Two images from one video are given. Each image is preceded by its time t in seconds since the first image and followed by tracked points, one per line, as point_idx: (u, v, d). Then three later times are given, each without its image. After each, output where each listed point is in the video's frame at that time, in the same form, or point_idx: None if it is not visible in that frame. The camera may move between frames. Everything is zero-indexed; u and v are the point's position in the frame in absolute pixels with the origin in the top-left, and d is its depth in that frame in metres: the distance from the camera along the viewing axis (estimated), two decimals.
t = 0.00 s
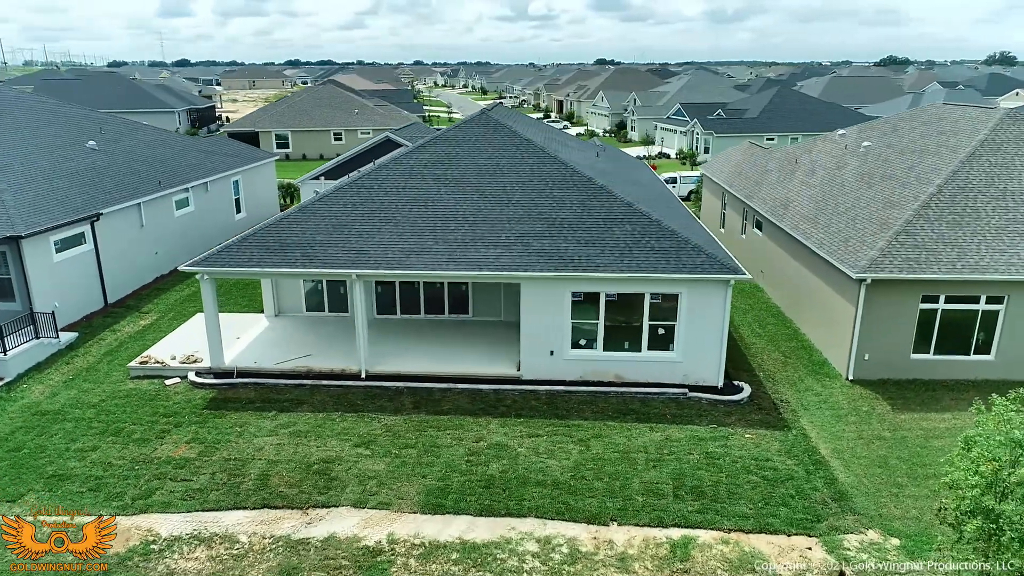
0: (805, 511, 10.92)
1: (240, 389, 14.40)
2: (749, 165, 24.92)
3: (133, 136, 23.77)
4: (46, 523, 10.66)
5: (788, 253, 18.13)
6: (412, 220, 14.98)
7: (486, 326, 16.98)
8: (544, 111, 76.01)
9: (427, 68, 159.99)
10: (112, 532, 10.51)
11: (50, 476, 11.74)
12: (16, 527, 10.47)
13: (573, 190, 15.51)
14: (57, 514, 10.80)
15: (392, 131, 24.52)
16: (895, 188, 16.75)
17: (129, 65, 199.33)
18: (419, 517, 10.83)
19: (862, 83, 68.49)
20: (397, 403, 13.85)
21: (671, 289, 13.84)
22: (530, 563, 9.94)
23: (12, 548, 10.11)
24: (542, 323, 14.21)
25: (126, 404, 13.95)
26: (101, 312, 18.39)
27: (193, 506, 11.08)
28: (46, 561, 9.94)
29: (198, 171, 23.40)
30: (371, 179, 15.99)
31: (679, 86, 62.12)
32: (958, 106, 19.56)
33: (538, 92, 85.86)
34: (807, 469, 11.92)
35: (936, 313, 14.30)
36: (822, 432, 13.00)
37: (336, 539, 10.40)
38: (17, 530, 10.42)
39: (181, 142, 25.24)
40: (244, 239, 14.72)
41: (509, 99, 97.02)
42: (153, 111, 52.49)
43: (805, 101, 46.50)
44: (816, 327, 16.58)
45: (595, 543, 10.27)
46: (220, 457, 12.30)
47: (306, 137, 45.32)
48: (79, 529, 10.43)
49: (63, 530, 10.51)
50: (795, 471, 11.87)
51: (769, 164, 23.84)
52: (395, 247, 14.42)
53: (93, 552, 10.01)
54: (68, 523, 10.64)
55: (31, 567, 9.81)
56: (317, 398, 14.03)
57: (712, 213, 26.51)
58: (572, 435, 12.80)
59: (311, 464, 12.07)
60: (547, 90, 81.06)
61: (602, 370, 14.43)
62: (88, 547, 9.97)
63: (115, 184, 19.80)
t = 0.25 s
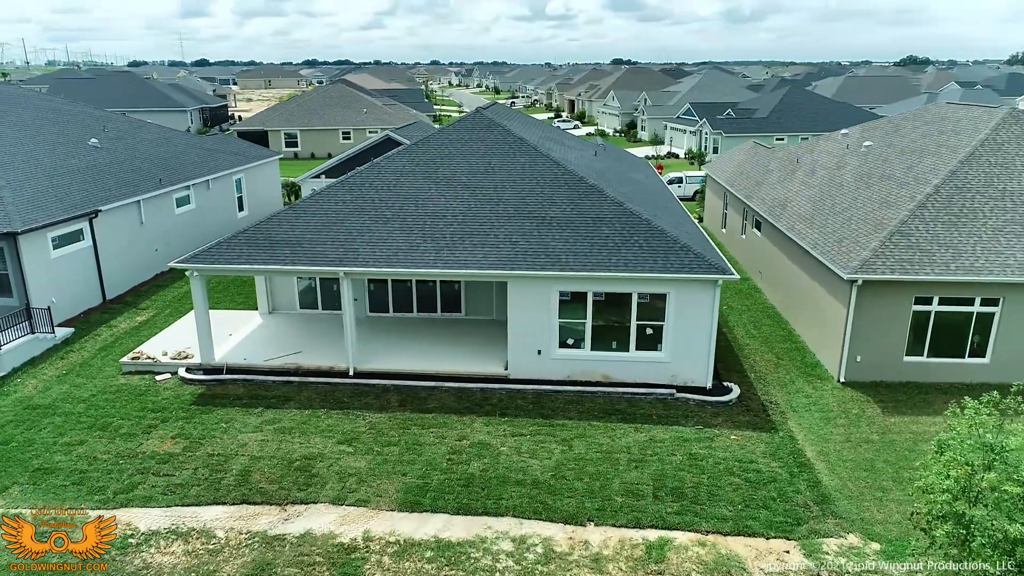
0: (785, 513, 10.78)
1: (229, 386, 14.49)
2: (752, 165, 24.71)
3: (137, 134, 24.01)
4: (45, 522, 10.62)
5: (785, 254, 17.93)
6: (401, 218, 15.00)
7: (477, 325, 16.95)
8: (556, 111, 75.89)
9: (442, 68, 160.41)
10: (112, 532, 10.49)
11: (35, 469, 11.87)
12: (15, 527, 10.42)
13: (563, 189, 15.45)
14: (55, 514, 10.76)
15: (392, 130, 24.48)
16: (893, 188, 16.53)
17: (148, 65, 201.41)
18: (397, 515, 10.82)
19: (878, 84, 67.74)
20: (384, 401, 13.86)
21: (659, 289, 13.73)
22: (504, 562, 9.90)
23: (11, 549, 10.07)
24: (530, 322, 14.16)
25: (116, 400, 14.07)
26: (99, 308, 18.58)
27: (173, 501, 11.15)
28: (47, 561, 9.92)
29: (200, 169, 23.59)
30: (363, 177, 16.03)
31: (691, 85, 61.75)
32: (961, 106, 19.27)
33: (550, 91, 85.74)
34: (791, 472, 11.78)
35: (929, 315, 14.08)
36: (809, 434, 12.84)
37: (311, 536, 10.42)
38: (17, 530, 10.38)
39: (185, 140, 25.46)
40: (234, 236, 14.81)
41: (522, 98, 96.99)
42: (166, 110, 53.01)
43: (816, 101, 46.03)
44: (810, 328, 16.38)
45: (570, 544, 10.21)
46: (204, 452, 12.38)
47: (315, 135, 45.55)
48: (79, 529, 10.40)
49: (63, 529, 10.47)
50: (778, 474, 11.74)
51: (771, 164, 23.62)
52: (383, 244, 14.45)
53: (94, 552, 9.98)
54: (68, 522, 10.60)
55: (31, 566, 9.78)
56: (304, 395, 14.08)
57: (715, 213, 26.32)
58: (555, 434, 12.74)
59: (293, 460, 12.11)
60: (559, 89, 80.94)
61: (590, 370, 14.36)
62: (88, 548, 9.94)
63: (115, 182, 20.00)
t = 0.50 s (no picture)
0: (764, 516, 10.67)
1: (218, 382, 14.59)
2: (753, 164, 24.50)
3: (139, 132, 24.25)
4: (45, 522, 10.58)
5: (780, 254, 17.75)
6: (390, 217, 15.02)
7: (468, 324, 16.93)
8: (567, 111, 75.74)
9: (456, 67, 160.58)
10: (112, 532, 10.45)
11: (21, 463, 12.00)
12: (15, 527, 10.37)
13: (553, 188, 15.40)
14: (55, 514, 10.72)
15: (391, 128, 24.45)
16: (889, 189, 16.32)
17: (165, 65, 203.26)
18: (373, 513, 10.83)
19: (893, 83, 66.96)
20: (369, 399, 13.89)
21: (645, 289, 13.64)
22: (476, 561, 9.87)
23: (11, 548, 10.03)
24: (516, 322, 14.12)
25: (106, 395, 14.20)
26: (96, 305, 18.77)
27: (154, 496, 11.23)
28: (46, 561, 9.87)
29: (201, 168, 23.76)
30: (354, 176, 16.09)
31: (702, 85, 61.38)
32: (963, 105, 18.98)
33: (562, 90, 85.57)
34: (773, 475, 11.66)
35: (921, 317, 13.88)
36: (794, 437, 12.71)
37: (287, 532, 10.46)
38: (17, 530, 10.34)
39: (188, 139, 25.67)
40: (224, 233, 14.90)
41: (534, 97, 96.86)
42: (178, 110, 53.49)
43: (827, 101, 45.59)
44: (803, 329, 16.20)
45: (544, 544, 10.16)
46: (188, 448, 12.46)
47: (323, 134, 45.77)
48: (79, 529, 10.36)
49: (63, 530, 10.43)
50: (760, 476, 11.62)
51: (772, 164, 23.40)
52: (371, 243, 14.48)
53: (94, 553, 9.95)
54: (68, 523, 10.56)
55: (30, 566, 9.73)
56: (291, 393, 14.14)
57: (716, 213, 26.13)
58: (538, 434, 12.70)
59: (275, 457, 12.16)
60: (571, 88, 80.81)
61: (577, 369, 14.30)
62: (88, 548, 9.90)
63: (114, 180, 20.20)
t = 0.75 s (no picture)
0: (742, 519, 10.57)
1: (206, 379, 14.67)
2: (754, 164, 24.31)
3: (141, 131, 24.47)
4: (44, 522, 10.59)
5: (775, 254, 17.58)
6: (379, 216, 15.05)
7: (459, 323, 16.92)
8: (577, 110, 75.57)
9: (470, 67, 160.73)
10: (111, 532, 10.46)
11: (6, 457, 12.12)
12: (15, 528, 10.40)
13: (542, 187, 15.34)
14: (55, 514, 10.73)
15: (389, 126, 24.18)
16: (884, 189, 16.12)
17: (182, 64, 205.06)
18: (349, 511, 10.85)
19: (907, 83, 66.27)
20: (354, 397, 13.91)
21: (631, 289, 13.55)
22: (448, 561, 9.85)
23: (11, 549, 10.04)
24: (502, 321, 14.08)
25: (95, 391, 14.33)
26: (93, 302, 18.95)
27: (134, 492, 11.31)
28: (46, 561, 9.87)
29: (201, 166, 23.94)
30: (345, 175, 16.15)
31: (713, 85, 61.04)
32: (964, 105, 18.72)
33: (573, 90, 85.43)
34: (754, 477, 11.55)
35: (911, 320, 13.69)
36: (779, 439, 12.58)
37: (263, 529, 10.49)
38: (17, 530, 10.35)
39: (190, 138, 25.88)
40: (214, 231, 14.99)
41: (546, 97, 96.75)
42: (188, 109, 53.87)
43: (837, 101, 45.19)
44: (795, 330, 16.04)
45: (518, 544, 10.12)
46: (171, 445, 12.54)
47: (331, 134, 45.98)
48: (79, 529, 10.37)
49: (63, 530, 10.44)
50: (741, 479, 11.51)
51: (772, 164, 23.21)
52: (358, 241, 14.51)
53: (94, 553, 9.96)
54: (68, 523, 10.56)
55: (30, 566, 9.73)
56: (277, 390, 14.20)
57: (717, 213, 25.97)
58: (519, 434, 12.66)
59: (256, 454, 12.21)
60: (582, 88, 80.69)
61: (563, 370, 14.24)
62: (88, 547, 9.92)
63: (114, 178, 20.39)
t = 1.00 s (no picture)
0: (718, 523, 10.47)
1: (195, 377, 14.78)
2: (755, 165, 24.11)
3: (144, 130, 24.72)
4: (43, 522, 10.61)
5: (769, 256, 17.41)
6: (367, 216, 15.10)
7: (450, 323, 16.92)
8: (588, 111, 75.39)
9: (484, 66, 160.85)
10: (111, 532, 10.48)
11: None
12: (15, 527, 10.41)
13: (531, 187, 15.30)
14: (55, 514, 10.74)
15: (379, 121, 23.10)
16: (878, 191, 15.92)
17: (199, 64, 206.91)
18: (326, 510, 10.88)
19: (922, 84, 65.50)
20: (339, 396, 13.95)
21: (616, 290, 13.48)
22: (419, 561, 9.83)
23: (11, 548, 10.06)
24: (487, 321, 14.06)
25: (85, 387, 14.47)
26: (91, 299, 19.15)
27: (115, 488, 11.40)
28: (46, 561, 9.90)
29: (203, 166, 24.15)
30: (336, 175, 16.23)
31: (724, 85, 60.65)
32: (964, 106, 18.46)
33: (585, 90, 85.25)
34: (734, 481, 11.44)
35: (901, 323, 13.50)
36: (763, 443, 12.45)
37: (239, 527, 10.54)
38: (17, 530, 10.37)
39: (193, 137, 26.12)
40: (205, 230, 15.10)
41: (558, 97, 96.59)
42: (200, 109, 54.35)
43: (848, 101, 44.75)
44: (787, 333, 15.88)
45: (490, 545, 10.09)
46: (156, 441, 12.64)
47: (339, 133, 46.20)
48: (79, 529, 10.39)
49: (63, 530, 10.46)
50: (721, 482, 11.41)
51: (772, 165, 23.01)
52: (346, 241, 14.56)
53: (94, 553, 9.99)
54: (68, 522, 10.58)
55: (30, 566, 9.75)
56: (264, 388, 14.27)
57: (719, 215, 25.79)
58: (501, 435, 12.63)
59: (238, 452, 12.28)
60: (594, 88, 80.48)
61: (549, 371, 14.19)
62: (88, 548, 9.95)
63: (114, 177, 20.61)
